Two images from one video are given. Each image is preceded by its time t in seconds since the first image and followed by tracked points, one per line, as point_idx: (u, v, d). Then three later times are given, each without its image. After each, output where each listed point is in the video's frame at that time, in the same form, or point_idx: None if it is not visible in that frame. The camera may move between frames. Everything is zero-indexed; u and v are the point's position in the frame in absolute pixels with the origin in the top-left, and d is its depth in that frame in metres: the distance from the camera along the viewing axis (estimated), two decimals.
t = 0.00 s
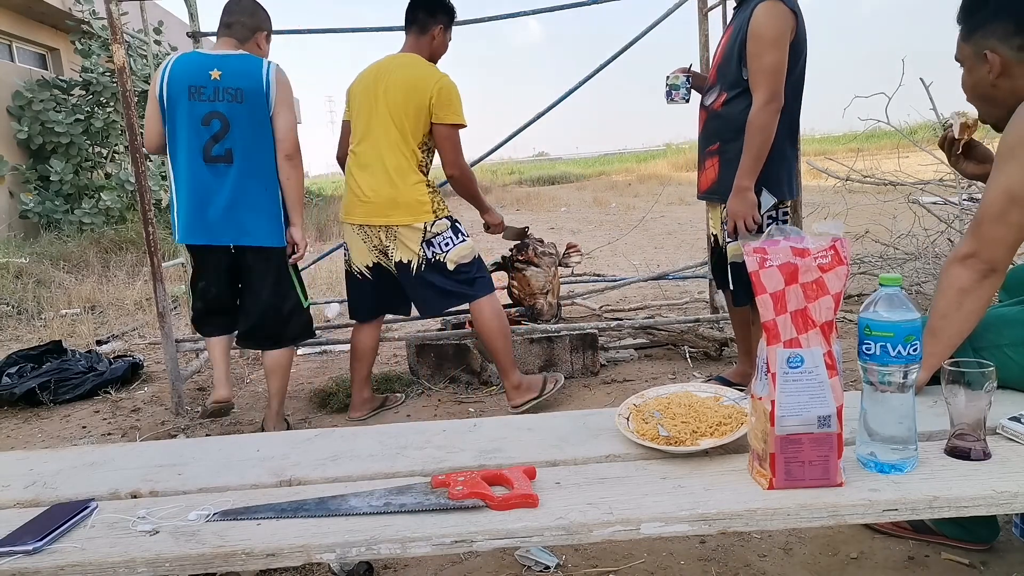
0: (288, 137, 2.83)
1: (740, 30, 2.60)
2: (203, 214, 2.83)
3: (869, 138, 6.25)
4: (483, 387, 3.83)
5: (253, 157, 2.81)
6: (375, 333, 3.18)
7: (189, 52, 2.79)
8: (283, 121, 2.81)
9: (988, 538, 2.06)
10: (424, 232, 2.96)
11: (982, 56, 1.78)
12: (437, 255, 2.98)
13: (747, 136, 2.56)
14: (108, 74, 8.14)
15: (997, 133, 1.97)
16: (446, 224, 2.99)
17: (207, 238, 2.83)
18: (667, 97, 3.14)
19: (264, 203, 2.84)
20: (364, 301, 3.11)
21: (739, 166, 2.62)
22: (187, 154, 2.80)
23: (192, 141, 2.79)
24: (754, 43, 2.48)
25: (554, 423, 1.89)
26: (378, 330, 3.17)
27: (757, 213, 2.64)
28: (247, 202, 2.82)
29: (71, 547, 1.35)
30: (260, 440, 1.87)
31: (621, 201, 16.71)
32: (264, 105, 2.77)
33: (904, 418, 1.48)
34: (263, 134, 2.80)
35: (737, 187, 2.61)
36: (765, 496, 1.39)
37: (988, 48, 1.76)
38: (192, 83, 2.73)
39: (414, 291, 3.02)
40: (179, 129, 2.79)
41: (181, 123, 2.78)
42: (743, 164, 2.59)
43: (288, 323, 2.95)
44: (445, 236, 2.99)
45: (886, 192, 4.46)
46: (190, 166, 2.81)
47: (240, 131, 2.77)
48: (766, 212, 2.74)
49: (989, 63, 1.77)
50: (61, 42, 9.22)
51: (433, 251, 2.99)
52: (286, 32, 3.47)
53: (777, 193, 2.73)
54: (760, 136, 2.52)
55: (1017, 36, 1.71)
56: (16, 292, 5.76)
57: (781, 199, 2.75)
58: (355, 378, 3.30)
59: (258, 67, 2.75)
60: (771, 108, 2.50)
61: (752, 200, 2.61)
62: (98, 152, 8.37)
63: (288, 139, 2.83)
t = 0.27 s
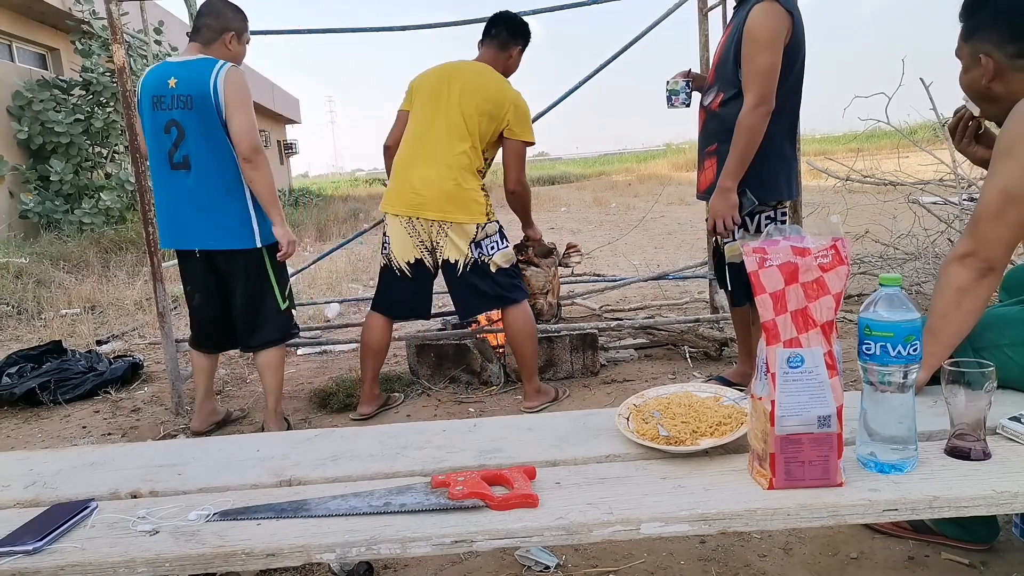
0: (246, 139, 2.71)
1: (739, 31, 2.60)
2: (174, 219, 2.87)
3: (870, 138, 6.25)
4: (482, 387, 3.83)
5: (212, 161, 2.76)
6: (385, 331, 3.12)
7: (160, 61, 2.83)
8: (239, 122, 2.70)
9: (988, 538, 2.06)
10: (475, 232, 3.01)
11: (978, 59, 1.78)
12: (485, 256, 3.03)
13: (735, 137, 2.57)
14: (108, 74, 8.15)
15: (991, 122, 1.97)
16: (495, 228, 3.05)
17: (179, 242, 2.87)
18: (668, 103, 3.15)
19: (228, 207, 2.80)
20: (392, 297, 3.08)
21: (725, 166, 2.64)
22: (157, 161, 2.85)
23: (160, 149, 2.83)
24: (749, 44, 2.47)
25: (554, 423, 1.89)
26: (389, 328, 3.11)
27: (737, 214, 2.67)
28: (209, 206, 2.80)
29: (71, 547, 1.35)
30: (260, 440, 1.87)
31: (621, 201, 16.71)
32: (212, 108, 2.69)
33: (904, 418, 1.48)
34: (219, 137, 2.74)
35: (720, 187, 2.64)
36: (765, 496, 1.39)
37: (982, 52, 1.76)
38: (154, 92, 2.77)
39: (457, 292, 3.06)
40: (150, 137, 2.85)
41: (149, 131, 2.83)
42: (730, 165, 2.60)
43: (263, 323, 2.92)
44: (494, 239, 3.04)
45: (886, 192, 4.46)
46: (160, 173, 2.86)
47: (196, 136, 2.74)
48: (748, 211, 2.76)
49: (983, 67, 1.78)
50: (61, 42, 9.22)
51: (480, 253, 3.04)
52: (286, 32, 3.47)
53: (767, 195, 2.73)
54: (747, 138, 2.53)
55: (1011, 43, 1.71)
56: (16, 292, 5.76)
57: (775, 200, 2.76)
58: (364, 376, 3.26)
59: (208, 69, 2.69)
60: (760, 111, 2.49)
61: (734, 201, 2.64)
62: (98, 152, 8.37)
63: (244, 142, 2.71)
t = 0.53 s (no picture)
0: (198, 137, 2.63)
1: (736, 31, 2.60)
2: (136, 218, 2.86)
3: (869, 138, 6.25)
4: (483, 387, 3.83)
5: (166, 159, 2.72)
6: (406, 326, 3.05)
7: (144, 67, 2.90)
8: (190, 119, 2.62)
9: (988, 538, 2.06)
10: (488, 227, 2.95)
11: (976, 60, 1.78)
12: (494, 253, 2.97)
13: (732, 138, 2.57)
14: (108, 74, 8.15)
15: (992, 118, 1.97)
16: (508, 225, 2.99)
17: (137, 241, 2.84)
18: (669, 110, 3.15)
19: (179, 207, 2.74)
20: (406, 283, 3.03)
21: (722, 167, 2.64)
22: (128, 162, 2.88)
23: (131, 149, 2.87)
24: (746, 44, 2.47)
25: (554, 423, 1.89)
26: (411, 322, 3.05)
27: (734, 215, 2.67)
28: (161, 204, 2.75)
29: (71, 547, 1.35)
30: (259, 441, 1.87)
31: (621, 201, 16.73)
32: (165, 106, 2.66)
33: (904, 418, 1.48)
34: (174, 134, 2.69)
35: (718, 188, 2.64)
36: (765, 496, 1.39)
37: (981, 52, 1.76)
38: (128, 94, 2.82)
39: (468, 285, 3.02)
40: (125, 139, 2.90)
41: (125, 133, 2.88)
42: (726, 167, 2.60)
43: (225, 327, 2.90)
44: (505, 235, 2.98)
45: (886, 192, 4.45)
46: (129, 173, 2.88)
47: (153, 134, 2.70)
48: (746, 212, 2.77)
49: (982, 68, 1.77)
50: (61, 42, 9.22)
51: (489, 250, 2.97)
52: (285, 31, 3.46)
53: (767, 195, 2.72)
54: (744, 139, 2.53)
55: (1009, 44, 1.71)
56: (16, 292, 5.76)
57: (775, 201, 2.76)
58: (390, 385, 3.11)
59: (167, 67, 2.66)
60: (757, 112, 2.49)
61: (731, 202, 2.65)
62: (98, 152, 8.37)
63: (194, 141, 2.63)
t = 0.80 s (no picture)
0: (170, 142, 2.53)
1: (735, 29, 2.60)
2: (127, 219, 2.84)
3: (870, 138, 6.24)
4: (483, 387, 3.83)
5: (144, 163, 2.66)
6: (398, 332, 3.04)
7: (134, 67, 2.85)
8: (162, 123, 2.52)
9: (988, 538, 2.06)
10: (475, 237, 2.94)
11: (976, 62, 1.78)
12: (482, 260, 2.98)
13: (733, 138, 2.57)
14: (108, 74, 8.16)
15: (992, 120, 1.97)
16: (494, 233, 2.99)
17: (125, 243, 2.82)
18: (669, 111, 3.14)
19: (158, 210, 2.68)
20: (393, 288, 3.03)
21: (726, 167, 2.64)
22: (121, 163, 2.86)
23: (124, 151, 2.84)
24: (745, 45, 2.47)
25: (554, 423, 1.89)
26: (401, 328, 3.03)
27: (739, 215, 2.67)
28: (143, 208, 2.70)
29: (71, 547, 1.35)
30: (259, 440, 1.87)
31: (621, 201, 16.73)
32: (139, 110, 2.58)
33: (904, 418, 1.48)
34: (151, 137, 2.62)
35: (721, 189, 2.64)
36: (765, 496, 1.39)
37: (980, 54, 1.76)
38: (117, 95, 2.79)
39: (456, 291, 3.02)
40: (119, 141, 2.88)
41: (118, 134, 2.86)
42: (728, 168, 2.60)
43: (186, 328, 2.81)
44: (492, 243, 2.98)
45: (886, 192, 4.45)
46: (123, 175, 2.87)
47: (133, 135, 2.65)
48: (749, 213, 2.77)
49: (982, 68, 1.77)
50: (61, 42, 9.23)
51: (477, 257, 2.98)
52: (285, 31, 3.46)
53: (768, 195, 2.73)
54: (745, 140, 2.53)
55: (1008, 43, 1.71)
56: (16, 292, 5.76)
57: (775, 202, 2.76)
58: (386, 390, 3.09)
59: (143, 68, 2.58)
60: (758, 112, 2.49)
61: (737, 202, 2.64)
62: (98, 152, 8.37)
63: (167, 146, 2.54)
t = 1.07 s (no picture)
0: (160, 142, 2.52)
1: (735, 29, 2.60)
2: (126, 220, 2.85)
3: (870, 138, 6.24)
4: (483, 387, 3.83)
5: (138, 164, 2.66)
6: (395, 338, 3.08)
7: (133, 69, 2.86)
8: (153, 123, 2.51)
9: (988, 538, 2.06)
10: (456, 242, 2.94)
11: (973, 64, 1.78)
12: (465, 265, 2.97)
13: (734, 139, 2.57)
14: (107, 74, 8.16)
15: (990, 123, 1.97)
16: (477, 237, 2.99)
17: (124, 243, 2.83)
18: (668, 112, 3.14)
19: (151, 211, 2.67)
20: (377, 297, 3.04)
21: (725, 168, 2.64)
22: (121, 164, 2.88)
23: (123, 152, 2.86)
24: (746, 45, 2.47)
25: (554, 423, 1.89)
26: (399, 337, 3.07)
27: (739, 215, 2.67)
28: (137, 209, 2.70)
29: (71, 547, 1.35)
30: (260, 440, 1.87)
31: (621, 201, 16.74)
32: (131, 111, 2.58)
33: (904, 418, 1.48)
34: (143, 138, 2.62)
35: (721, 189, 2.64)
36: (765, 496, 1.39)
37: (977, 56, 1.76)
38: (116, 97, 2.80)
39: (440, 297, 3.02)
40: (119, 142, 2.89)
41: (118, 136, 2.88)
42: (730, 168, 2.60)
43: (180, 331, 2.81)
44: (475, 247, 2.98)
45: (886, 192, 4.45)
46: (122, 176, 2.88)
47: (126, 136, 2.65)
48: (749, 213, 2.77)
49: (981, 70, 1.77)
50: (61, 42, 9.22)
51: (460, 261, 2.98)
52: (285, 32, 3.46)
53: (767, 195, 2.73)
54: (746, 140, 2.53)
55: (1005, 44, 1.71)
56: (16, 292, 5.76)
57: (775, 202, 2.76)
58: (384, 394, 3.13)
59: (135, 68, 2.57)
60: (758, 112, 2.49)
61: (737, 202, 2.64)
62: (98, 152, 8.37)
63: (157, 146, 2.53)
